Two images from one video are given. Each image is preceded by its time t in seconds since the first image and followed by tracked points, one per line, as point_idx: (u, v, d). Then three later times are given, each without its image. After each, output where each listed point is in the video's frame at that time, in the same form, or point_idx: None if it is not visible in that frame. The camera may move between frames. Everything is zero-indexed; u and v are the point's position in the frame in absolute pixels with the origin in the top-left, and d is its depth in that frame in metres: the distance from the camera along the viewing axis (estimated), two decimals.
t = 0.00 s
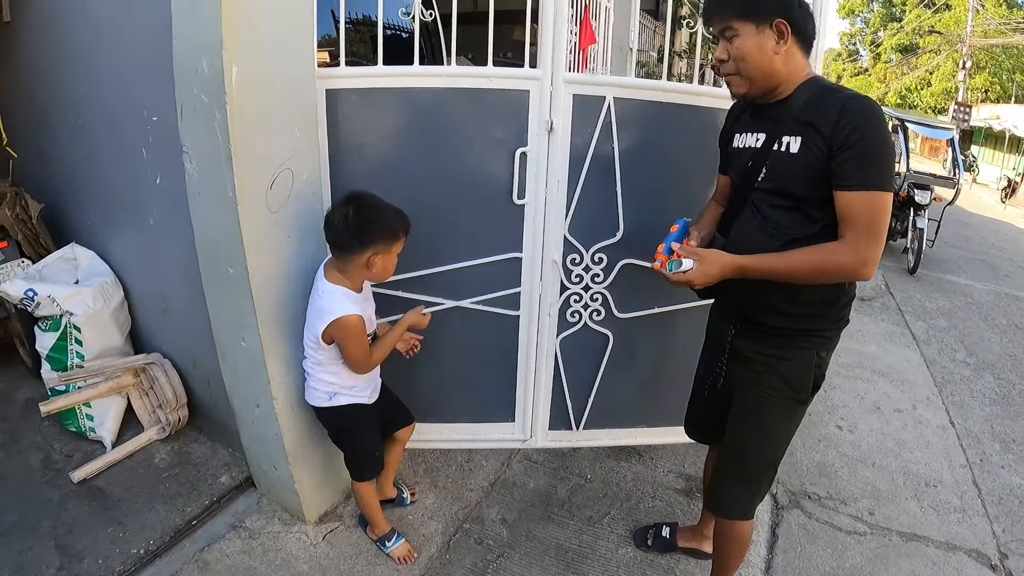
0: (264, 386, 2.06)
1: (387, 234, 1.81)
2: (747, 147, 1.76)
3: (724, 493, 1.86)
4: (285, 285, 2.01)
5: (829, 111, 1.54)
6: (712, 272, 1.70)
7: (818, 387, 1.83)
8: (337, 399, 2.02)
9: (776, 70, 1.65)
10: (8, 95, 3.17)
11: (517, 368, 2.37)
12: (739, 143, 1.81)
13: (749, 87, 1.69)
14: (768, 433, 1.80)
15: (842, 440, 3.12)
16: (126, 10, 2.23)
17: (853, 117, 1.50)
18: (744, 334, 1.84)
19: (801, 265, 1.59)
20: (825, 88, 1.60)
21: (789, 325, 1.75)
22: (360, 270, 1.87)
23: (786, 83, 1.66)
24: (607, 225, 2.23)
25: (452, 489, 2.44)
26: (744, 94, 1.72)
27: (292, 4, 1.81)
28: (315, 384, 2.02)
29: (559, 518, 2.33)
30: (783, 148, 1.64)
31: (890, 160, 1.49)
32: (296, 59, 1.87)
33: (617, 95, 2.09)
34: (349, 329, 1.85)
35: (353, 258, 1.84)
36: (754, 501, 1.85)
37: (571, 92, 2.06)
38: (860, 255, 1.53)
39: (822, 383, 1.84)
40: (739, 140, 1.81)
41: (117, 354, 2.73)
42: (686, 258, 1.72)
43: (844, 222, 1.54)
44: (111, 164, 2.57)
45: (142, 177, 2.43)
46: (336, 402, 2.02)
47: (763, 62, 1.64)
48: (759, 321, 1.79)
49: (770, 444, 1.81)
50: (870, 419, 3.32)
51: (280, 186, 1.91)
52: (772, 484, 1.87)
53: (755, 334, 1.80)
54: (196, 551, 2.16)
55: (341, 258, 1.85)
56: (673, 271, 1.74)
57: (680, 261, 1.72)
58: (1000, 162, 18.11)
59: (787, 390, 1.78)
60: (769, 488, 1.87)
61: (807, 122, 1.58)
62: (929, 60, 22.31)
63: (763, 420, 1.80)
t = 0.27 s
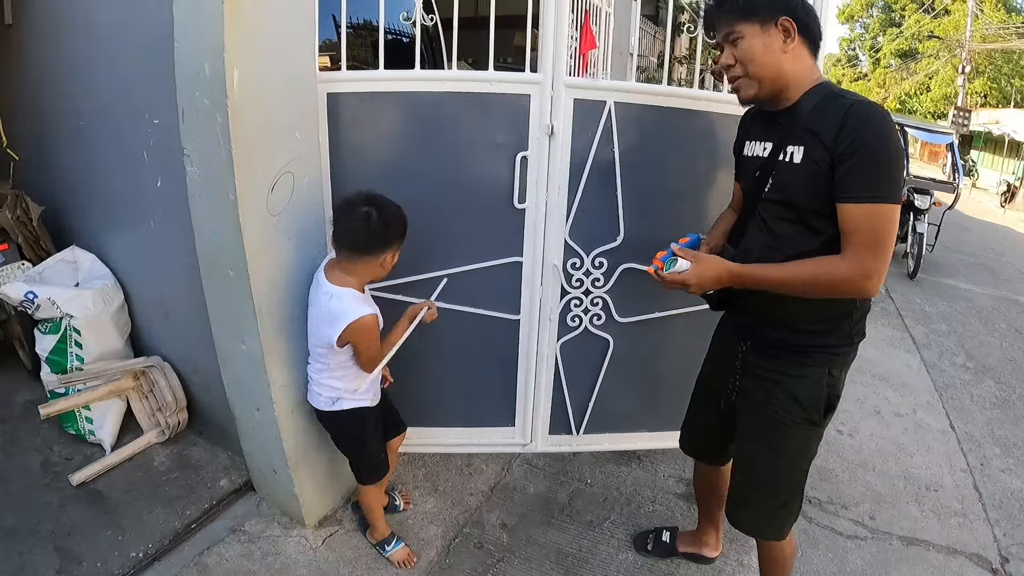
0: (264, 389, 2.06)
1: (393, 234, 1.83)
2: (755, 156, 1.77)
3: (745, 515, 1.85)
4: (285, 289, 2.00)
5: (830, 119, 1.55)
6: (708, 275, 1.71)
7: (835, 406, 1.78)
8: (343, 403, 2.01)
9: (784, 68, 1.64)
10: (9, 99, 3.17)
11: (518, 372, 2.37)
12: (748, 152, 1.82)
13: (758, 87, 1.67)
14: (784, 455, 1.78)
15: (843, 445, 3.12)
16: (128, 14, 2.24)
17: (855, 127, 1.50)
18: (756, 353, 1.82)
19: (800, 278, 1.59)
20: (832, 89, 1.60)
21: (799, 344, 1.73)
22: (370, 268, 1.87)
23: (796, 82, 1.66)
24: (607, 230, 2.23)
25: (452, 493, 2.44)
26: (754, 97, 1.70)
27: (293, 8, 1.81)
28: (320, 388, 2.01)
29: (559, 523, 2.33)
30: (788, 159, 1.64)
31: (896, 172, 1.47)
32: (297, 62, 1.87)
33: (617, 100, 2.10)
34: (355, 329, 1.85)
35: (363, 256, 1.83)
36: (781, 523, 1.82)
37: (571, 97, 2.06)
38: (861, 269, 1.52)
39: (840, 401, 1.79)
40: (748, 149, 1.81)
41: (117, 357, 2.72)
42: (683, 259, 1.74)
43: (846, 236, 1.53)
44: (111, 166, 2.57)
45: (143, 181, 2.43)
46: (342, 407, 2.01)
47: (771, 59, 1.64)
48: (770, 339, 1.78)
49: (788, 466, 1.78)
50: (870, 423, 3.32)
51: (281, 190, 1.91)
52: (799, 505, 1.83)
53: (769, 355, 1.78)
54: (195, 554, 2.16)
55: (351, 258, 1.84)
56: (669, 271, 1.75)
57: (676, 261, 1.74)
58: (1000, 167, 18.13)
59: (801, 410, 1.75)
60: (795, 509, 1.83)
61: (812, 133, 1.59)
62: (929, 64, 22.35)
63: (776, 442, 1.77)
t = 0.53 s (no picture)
0: (264, 393, 2.05)
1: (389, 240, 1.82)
2: (776, 194, 1.70)
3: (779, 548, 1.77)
4: (286, 291, 2.00)
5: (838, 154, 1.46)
6: (716, 313, 1.68)
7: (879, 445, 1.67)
8: (368, 425, 1.95)
9: (785, 105, 1.56)
10: (10, 100, 3.17)
11: (518, 375, 2.37)
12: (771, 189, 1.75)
13: (761, 128, 1.61)
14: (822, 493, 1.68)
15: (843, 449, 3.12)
16: (130, 17, 2.24)
17: (864, 163, 1.40)
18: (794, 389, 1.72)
19: (810, 324, 1.53)
20: (839, 120, 1.51)
21: (840, 384, 1.62)
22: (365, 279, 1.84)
23: (801, 116, 1.57)
24: (608, 233, 2.23)
25: (452, 497, 2.43)
26: (760, 138, 1.63)
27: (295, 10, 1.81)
28: (341, 418, 1.93)
29: (559, 527, 2.32)
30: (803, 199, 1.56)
31: (911, 208, 1.37)
32: (299, 65, 1.87)
33: (618, 103, 2.10)
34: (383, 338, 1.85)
35: (356, 271, 1.82)
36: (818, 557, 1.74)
37: (573, 100, 2.06)
38: (873, 314, 1.44)
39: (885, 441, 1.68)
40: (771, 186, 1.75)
41: (117, 359, 2.72)
42: (690, 294, 1.73)
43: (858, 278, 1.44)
44: (112, 168, 2.58)
45: (144, 183, 2.43)
46: (367, 430, 1.95)
47: (768, 99, 1.56)
48: (809, 379, 1.67)
49: (827, 504, 1.68)
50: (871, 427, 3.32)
51: (283, 192, 1.91)
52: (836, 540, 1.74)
53: (810, 390, 1.67)
54: (194, 557, 2.15)
55: (353, 271, 1.82)
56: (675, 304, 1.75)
57: (682, 295, 1.73)
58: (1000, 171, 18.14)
59: (840, 449, 1.64)
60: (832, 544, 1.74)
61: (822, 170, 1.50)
62: (929, 69, 22.39)
63: (814, 479, 1.68)
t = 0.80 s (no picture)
0: (264, 394, 2.05)
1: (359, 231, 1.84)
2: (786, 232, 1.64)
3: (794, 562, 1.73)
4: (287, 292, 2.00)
5: (824, 194, 1.40)
6: (725, 358, 1.63)
7: (902, 473, 1.64)
8: (385, 424, 1.97)
9: (773, 148, 1.48)
10: (11, 100, 3.17)
11: (519, 377, 2.36)
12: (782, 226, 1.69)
13: (751, 172, 1.54)
14: (843, 513, 1.64)
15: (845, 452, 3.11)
16: (132, 18, 2.24)
17: (850, 207, 1.33)
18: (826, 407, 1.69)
19: (813, 366, 1.48)
20: (828, 156, 1.42)
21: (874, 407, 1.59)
22: (335, 276, 1.84)
23: (792, 155, 1.49)
24: (609, 235, 2.23)
25: (452, 499, 2.43)
26: (751, 180, 1.56)
27: (297, 11, 1.81)
28: (361, 423, 1.91)
29: (559, 529, 2.32)
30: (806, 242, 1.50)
31: (904, 247, 1.29)
32: (301, 66, 1.87)
33: (620, 105, 2.10)
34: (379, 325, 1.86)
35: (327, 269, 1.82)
36: None
37: (574, 102, 2.06)
38: (873, 359, 1.38)
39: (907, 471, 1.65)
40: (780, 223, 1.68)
41: (117, 360, 2.72)
42: (700, 338, 1.67)
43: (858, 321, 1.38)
44: (113, 169, 2.57)
45: (145, 184, 2.42)
46: (386, 428, 1.97)
47: (753, 144, 1.48)
48: (838, 398, 1.64)
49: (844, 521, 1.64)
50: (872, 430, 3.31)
51: (284, 193, 1.90)
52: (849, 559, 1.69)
53: (846, 413, 1.62)
54: (193, 558, 2.15)
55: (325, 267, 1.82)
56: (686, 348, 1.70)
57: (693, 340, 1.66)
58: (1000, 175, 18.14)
59: (864, 469, 1.60)
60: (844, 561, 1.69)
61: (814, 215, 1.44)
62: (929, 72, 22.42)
63: (836, 500, 1.64)
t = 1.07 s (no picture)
0: (265, 393, 2.05)
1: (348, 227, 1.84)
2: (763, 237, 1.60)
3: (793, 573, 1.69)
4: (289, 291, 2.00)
5: (786, 203, 1.36)
6: (703, 358, 1.62)
7: (898, 475, 1.59)
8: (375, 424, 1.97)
9: (743, 160, 1.46)
10: (14, 99, 3.17)
11: (521, 377, 2.36)
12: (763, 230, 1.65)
13: (722, 183, 1.51)
14: (838, 519, 1.61)
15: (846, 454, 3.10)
16: (134, 16, 2.24)
17: (808, 213, 1.30)
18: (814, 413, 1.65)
19: (778, 369, 1.46)
20: (794, 164, 1.38)
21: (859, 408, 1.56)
22: (323, 275, 1.85)
23: (762, 167, 1.46)
24: (611, 235, 2.23)
25: (453, 499, 2.43)
26: (722, 191, 1.54)
27: (301, 10, 1.81)
28: (351, 423, 1.91)
29: (560, 529, 2.32)
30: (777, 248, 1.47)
31: (863, 251, 1.25)
32: (304, 64, 1.87)
33: (623, 105, 2.10)
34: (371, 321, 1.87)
35: (312, 268, 1.83)
36: None
37: (577, 101, 2.06)
38: (834, 364, 1.35)
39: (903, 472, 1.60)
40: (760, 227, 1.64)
41: (118, 358, 2.72)
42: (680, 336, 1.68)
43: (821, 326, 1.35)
44: (115, 167, 2.57)
45: (147, 182, 2.42)
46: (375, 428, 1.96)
47: (723, 157, 1.46)
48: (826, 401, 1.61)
49: (840, 526, 1.61)
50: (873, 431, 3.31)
51: (286, 191, 1.90)
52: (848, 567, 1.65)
53: (832, 414, 1.60)
54: (193, 557, 2.14)
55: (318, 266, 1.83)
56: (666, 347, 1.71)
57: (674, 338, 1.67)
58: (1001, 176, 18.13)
59: (856, 473, 1.57)
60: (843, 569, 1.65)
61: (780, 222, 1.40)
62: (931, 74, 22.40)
63: (828, 504, 1.60)
